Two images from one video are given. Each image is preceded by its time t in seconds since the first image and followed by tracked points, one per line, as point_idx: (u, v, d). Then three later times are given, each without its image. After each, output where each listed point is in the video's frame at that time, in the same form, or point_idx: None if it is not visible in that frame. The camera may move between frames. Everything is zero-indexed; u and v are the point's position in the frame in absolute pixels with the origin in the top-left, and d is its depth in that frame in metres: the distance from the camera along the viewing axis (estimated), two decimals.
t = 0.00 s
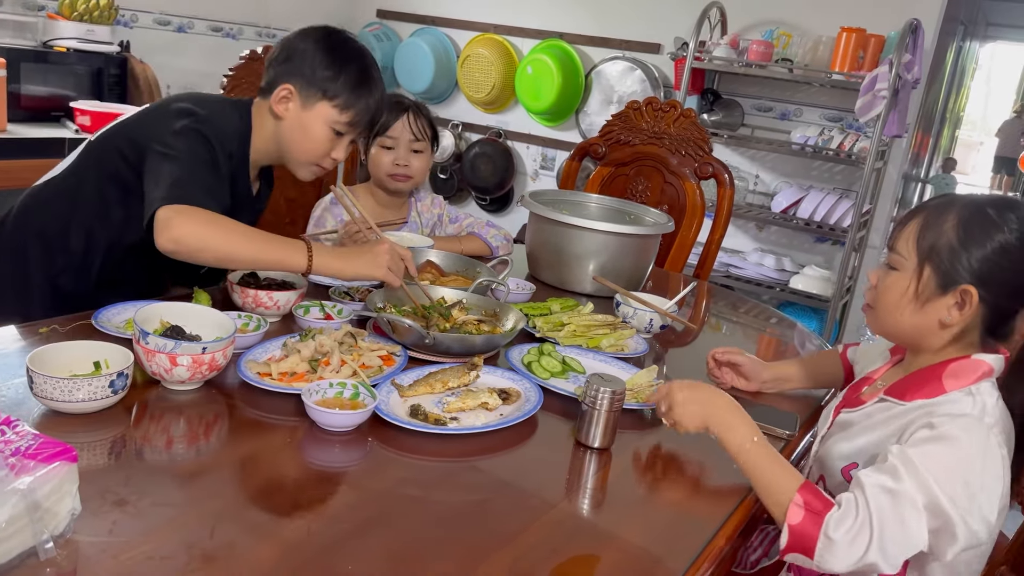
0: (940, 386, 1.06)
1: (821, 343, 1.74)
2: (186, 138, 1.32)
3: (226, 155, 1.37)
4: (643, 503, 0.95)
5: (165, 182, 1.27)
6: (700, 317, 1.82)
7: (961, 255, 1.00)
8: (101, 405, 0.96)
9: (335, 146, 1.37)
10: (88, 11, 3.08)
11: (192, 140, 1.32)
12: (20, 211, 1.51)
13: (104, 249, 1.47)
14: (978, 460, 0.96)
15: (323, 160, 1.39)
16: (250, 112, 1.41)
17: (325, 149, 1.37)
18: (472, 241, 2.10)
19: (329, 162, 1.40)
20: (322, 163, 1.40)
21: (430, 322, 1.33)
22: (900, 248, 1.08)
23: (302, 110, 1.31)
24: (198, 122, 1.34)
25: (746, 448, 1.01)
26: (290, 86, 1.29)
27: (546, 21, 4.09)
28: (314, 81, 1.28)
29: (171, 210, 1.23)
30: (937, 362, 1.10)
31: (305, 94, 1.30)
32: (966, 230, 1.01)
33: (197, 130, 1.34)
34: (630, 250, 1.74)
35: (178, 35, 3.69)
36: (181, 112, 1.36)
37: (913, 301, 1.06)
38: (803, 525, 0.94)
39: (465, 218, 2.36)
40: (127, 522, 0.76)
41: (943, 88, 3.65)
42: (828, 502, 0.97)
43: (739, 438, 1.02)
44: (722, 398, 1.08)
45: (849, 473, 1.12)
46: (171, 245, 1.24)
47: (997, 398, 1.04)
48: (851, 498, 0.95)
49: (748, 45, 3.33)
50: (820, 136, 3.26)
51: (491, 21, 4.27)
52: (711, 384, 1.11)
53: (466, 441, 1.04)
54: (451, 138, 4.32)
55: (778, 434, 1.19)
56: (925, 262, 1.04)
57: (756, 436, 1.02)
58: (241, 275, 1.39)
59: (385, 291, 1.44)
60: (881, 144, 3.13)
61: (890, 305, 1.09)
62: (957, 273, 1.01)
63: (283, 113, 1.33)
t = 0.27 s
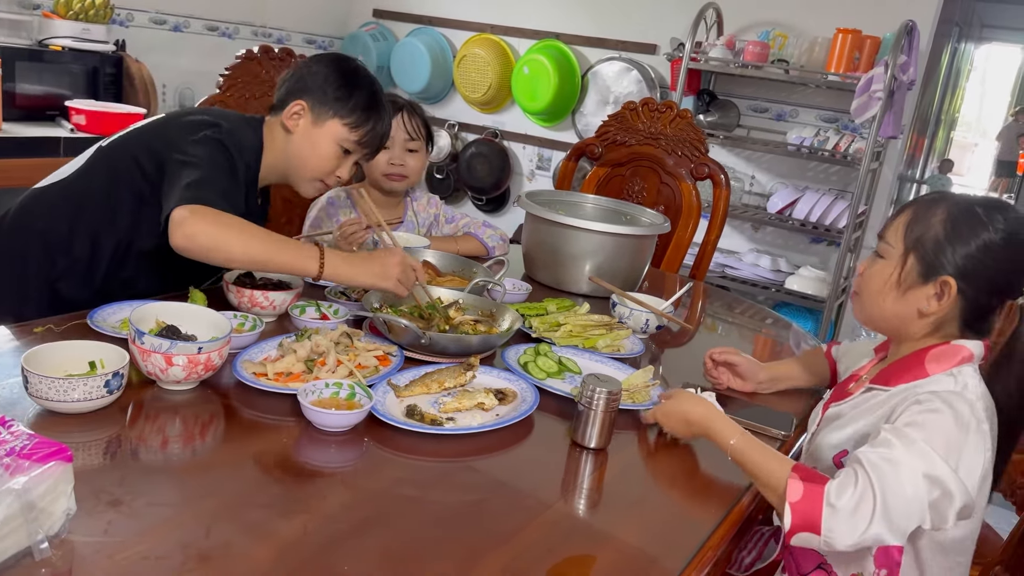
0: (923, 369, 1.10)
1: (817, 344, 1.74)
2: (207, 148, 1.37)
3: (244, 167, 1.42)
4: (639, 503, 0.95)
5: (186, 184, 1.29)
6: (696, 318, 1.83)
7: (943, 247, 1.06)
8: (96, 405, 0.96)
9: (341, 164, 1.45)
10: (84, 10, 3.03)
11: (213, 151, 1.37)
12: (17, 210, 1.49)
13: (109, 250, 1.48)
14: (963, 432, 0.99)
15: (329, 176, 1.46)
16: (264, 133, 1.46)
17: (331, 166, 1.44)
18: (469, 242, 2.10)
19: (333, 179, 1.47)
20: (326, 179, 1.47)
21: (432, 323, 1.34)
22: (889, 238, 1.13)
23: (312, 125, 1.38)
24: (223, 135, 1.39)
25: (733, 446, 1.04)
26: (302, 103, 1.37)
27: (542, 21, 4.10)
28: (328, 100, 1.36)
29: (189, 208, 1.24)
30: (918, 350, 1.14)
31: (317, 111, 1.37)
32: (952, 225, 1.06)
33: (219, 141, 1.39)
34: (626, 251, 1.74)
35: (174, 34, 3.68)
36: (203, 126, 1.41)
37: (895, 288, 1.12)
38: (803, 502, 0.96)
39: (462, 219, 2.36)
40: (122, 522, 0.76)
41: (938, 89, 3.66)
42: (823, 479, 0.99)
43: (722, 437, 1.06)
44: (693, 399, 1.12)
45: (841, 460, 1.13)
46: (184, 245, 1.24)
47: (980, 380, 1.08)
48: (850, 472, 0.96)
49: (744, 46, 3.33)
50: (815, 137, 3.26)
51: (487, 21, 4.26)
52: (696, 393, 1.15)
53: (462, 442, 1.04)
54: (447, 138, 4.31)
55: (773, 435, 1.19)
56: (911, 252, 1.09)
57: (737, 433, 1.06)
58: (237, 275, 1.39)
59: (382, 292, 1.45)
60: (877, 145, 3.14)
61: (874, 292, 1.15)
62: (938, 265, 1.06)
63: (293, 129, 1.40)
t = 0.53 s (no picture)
0: (903, 363, 1.12)
1: (814, 345, 1.74)
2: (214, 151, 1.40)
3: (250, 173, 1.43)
4: (638, 503, 0.95)
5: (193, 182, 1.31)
6: (694, 318, 1.83)
7: (941, 245, 1.08)
8: (94, 404, 0.95)
9: (342, 168, 1.45)
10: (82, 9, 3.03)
11: (218, 154, 1.39)
12: (19, 212, 1.50)
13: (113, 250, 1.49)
14: (939, 421, 1.01)
15: (331, 179, 1.46)
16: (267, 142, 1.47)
17: (332, 170, 1.45)
18: (467, 242, 2.10)
19: (334, 183, 1.47)
20: (329, 182, 1.47)
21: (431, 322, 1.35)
22: (882, 236, 1.14)
23: (313, 130, 1.39)
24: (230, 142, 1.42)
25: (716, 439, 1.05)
26: (303, 108, 1.38)
27: (541, 21, 4.10)
28: (328, 105, 1.38)
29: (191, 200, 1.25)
30: (899, 345, 1.16)
31: (318, 115, 1.39)
32: (948, 223, 1.08)
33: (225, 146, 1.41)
34: (625, 251, 1.74)
35: (172, 33, 3.68)
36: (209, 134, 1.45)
37: (893, 286, 1.12)
38: (785, 491, 0.96)
39: (460, 218, 2.35)
40: (119, 522, 0.76)
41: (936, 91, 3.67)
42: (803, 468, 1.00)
43: (705, 431, 1.07)
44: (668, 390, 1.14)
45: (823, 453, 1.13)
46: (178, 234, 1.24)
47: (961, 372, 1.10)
48: (832, 461, 0.98)
49: (742, 47, 3.33)
50: (813, 137, 3.27)
51: (485, 21, 4.26)
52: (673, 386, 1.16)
53: (460, 442, 1.04)
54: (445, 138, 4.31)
55: (771, 436, 1.19)
56: (908, 249, 1.10)
57: (719, 425, 1.07)
58: (235, 275, 1.39)
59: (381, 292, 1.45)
60: (874, 146, 3.14)
61: (870, 290, 1.15)
62: (936, 262, 1.08)
63: (294, 134, 1.41)
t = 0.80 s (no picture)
0: (892, 362, 1.13)
1: (813, 345, 1.74)
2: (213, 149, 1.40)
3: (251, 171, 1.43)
4: (636, 503, 0.95)
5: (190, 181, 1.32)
6: (693, 318, 1.83)
7: (933, 244, 1.08)
8: (93, 403, 0.95)
9: (342, 167, 1.45)
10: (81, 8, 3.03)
11: (218, 150, 1.39)
12: (17, 211, 1.49)
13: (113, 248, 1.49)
14: (927, 420, 1.02)
15: (331, 180, 1.45)
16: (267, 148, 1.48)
17: (333, 169, 1.44)
18: (467, 242, 2.10)
19: (335, 183, 1.47)
20: (329, 184, 1.46)
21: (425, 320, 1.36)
22: (873, 235, 1.14)
23: (311, 130, 1.40)
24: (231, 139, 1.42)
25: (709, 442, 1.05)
26: (301, 110, 1.40)
27: (540, 21, 4.10)
28: (326, 105, 1.40)
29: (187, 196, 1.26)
30: (890, 345, 1.16)
31: (316, 117, 1.40)
32: (939, 221, 1.09)
33: (225, 143, 1.41)
34: (624, 251, 1.74)
35: (171, 33, 3.68)
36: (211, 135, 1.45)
37: (885, 285, 1.12)
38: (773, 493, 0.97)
39: (459, 218, 2.35)
40: (118, 521, 0.76)
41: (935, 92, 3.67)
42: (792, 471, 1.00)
43: (699, 433, 1.07)
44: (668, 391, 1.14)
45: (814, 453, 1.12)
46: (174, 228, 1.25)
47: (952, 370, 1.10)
48: (819, 464, 0.98)
49: (741, 48, 3.33)
50: (812, 138, 3.27)
51: (485, 21, 4.26)
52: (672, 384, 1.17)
53: (460, 442, 1.04)
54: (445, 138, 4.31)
55: (770, 436, 1.19)
56: (900, 249, 1.10)
57: (714, 428, 1.07)
58: (234, 274, 1.39)
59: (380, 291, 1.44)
60: (873, 147, 3.14)
61: (862, 290, 1.15)
62: (929, 260, 1.09)
63: (293, 136, 1.42)
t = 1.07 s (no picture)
0: (892, 364, 1.12)
1: (813, 345, 1.74)
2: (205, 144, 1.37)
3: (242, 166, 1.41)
4: (636, 504, 0.95)
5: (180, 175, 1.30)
6: (693, 318, 1.83)
7: (931, 245, 1.08)
8: (93, 402, 0.95)
9: (337, 160, 1.45)
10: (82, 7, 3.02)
11: (207, 147, 1.37)
12: (15, 211, 1.49)
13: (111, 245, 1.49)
14: (926, 423, 1.02)
15: (327, 172, 1.46)
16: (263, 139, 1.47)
17: (327, 162, 1.45)
18: (467, 241, 2.10)
19: (330, 176, 1.47)
20: (325, 176, 1.47)
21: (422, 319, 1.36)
22: (871, 236, 1.15)
23: (306, 124, 1.41)
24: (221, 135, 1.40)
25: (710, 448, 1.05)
26: (297, 103, 1.40)
27: (540, 21, 4.10)
28: (321, 98, 1.40)
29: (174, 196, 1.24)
30: (889, 347, 1.16)
31: (311, 109, 1.40)
32: (936, 222, 1.09)
33: (215, 140, 1.38)
34: (624, 251, 1.74)
35: (171, 32, 3.67)
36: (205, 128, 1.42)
37: (882, 286, 1.13)
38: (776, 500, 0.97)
39: (459, 218, 2.35)
40: (116, 520, 0.75)
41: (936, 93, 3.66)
42: (796, 477, 1.00)
43: (699, 441, 1.07)
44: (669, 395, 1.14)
45: (814, 456, 1.12)
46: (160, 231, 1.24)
47: (949, 371, 1.10)
48: (820, 469, 0.98)
49: (742, 48, 3.33)
50: (813, 138, 3.27)
51: (485, 21, 4.26)
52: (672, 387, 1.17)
53: (460, 441, 1.04)
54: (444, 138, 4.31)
55: (770, 437, 1.19)
56: (898, 249, 1.11)
57: (714, 435, 1.07)
58: (234, 273, 1.38)
59: (379, 289, 1.43)
60: (873, 147, 3.14)
61: (860, 290, 1.15)
62: (926, 261, 1.09)
63: (288, 129, 1.42)
